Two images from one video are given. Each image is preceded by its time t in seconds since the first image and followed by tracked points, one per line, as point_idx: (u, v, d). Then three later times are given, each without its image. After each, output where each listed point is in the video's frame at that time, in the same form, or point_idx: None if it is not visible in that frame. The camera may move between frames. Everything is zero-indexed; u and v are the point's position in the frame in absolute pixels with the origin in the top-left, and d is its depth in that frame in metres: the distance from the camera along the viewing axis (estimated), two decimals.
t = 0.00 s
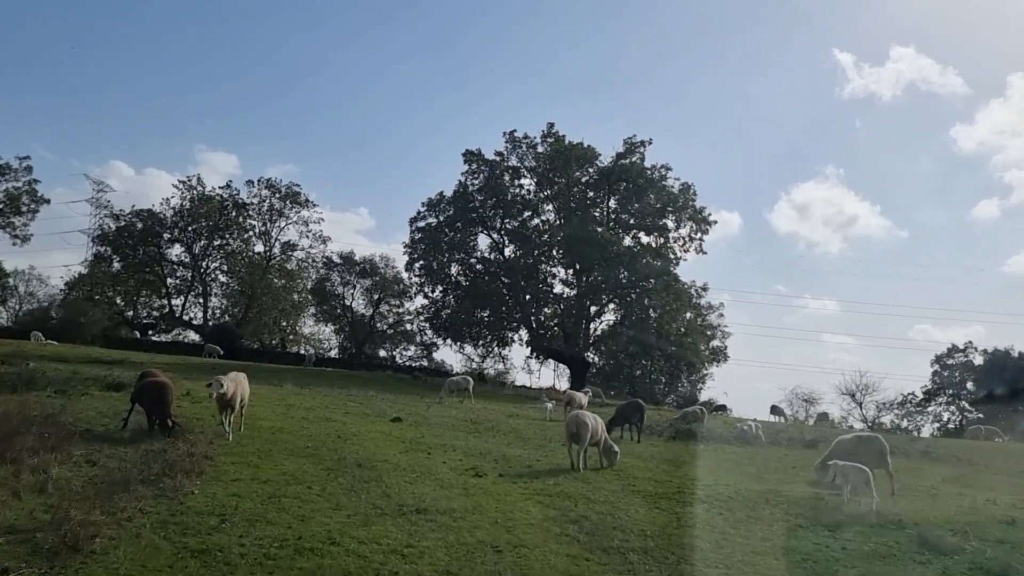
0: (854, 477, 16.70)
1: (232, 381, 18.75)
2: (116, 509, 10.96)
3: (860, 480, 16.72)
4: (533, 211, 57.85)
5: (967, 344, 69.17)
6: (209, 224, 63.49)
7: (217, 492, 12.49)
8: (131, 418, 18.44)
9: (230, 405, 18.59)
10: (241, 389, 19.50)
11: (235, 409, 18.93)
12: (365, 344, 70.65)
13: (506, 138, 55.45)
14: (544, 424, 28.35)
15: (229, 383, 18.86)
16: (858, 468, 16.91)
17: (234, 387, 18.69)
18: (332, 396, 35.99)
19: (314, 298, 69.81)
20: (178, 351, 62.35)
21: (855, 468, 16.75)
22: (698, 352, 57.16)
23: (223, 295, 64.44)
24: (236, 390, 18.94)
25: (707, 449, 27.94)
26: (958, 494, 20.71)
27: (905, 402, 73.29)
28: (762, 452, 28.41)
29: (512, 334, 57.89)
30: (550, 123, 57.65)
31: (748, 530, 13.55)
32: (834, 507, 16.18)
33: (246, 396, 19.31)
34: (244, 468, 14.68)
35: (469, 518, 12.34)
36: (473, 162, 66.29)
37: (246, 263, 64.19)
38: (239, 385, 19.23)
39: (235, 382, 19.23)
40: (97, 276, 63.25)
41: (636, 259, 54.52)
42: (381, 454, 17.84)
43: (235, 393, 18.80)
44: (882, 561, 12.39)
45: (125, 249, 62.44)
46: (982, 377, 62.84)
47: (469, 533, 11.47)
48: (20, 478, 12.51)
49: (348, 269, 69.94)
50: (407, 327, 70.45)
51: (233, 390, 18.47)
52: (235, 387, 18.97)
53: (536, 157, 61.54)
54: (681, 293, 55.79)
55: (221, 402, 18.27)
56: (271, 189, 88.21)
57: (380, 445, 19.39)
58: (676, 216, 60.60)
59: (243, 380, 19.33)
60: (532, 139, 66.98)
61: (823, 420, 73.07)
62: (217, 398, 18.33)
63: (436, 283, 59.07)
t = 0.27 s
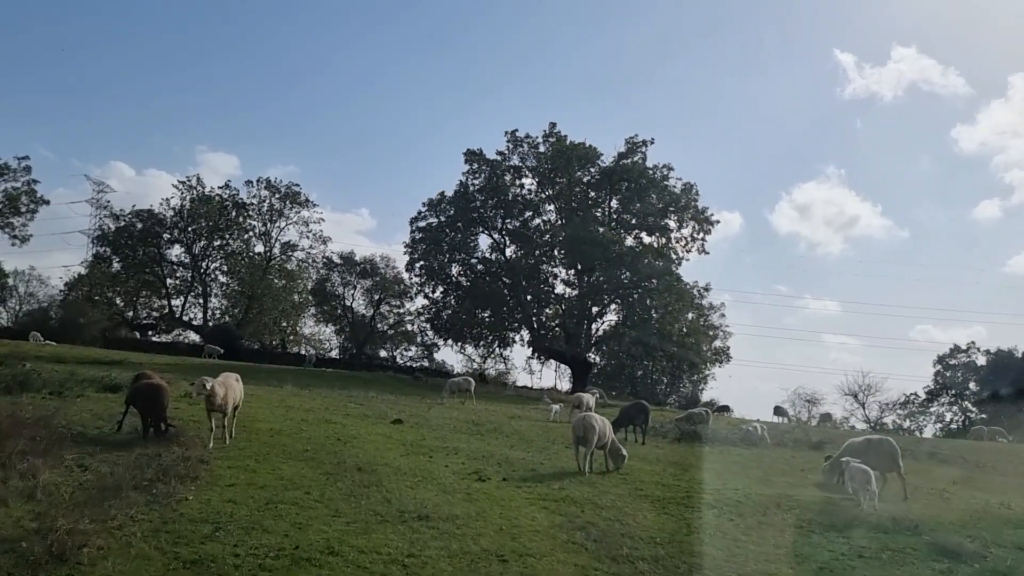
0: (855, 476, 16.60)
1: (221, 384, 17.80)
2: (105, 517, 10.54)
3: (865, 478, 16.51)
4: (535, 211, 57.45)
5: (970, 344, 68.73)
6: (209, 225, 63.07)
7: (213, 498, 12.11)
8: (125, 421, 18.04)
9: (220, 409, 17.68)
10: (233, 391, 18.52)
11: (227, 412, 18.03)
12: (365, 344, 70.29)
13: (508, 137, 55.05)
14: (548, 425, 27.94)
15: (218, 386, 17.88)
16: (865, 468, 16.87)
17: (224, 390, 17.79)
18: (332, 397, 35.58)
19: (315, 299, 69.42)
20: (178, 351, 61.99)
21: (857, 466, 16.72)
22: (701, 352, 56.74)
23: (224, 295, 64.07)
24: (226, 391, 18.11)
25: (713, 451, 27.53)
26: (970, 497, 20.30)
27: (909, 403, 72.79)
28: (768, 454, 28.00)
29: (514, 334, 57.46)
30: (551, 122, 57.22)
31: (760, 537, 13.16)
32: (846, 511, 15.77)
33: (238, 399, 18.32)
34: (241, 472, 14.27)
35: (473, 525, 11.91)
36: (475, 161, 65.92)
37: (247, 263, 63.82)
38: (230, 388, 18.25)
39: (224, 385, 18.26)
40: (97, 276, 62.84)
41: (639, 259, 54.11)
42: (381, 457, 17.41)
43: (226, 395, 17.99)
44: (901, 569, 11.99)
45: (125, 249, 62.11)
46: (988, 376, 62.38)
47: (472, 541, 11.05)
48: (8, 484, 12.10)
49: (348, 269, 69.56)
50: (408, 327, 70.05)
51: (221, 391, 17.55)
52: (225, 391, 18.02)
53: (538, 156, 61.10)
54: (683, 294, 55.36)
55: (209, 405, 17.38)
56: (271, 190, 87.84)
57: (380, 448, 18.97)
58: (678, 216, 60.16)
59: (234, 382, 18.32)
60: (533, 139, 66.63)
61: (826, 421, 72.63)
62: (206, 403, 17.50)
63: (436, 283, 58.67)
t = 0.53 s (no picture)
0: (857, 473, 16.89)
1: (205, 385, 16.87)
2: (95, 527, 10.15)
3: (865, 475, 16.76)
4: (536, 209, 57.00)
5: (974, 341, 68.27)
6: (209, 223, 62.66)
7: (207, 503, 11.71)
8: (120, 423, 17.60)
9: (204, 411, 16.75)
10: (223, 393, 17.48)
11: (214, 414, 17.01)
12: (367, 343, 69.93)
13: (509, 134, 54.55)
14: (552, 426, 27.54)
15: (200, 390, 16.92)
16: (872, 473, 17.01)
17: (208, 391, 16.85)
18: (334, 397, 35.18)
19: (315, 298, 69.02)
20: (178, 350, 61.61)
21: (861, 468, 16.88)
22: (704, 350, 56.34)
23: (224, 294, 63.69)
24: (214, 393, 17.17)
25: (718, 451, 27.12)
26: (982, 500, 19.91)
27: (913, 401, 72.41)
28: (774, 455, 27.61)
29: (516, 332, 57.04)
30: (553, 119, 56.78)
31: (773, 544, 12.76)
32: (859, 516, 15.38)
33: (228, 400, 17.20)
34: (237, 476, 13.88)
35: (477, 533, 11.52)
36: (476, 159, 65.47)
37: (247, 261, 63.42)
38: (218, 389, 17.26)
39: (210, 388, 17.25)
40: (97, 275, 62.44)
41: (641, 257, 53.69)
42: (382, 460, 17.00)
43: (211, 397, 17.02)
44: None
45: (125, 247, 61.72)
46: (992, 374, 61.96)
47: (477, 550, 10.65)
48: None
49: (349, 268, 69.17)
50: (409, 326, 69.68)
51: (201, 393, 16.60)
52: (213, 392, 17.09)
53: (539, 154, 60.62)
54: (686, 292, 54.95)
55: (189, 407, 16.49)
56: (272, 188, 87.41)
57: (381, 450, 18.56)
58: (681, 214, 59.70)
59: (221, 383, 17.28)
60: (534, 136, 66.18)
61: (829, 419, 72.25)
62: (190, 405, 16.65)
63: (438, 281, 58.26)
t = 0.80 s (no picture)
0: (862, 471, 17.95)
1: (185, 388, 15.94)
2: (81, 536, 9.73)
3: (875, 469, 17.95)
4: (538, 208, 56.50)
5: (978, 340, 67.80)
6: (209, 222, 62.22)
7: (199, 509, 11.26)
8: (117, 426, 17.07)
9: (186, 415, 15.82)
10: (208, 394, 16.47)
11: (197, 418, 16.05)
12: (367, 342, 69.49)
13: (510, 132, 54.08)
14: (554, 426, 27.08)
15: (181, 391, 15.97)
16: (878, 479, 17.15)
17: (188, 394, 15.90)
18: (333, 397, 34.76)
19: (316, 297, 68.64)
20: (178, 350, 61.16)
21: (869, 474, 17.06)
22: (707, 349, 55.89)
23: (224, 292, 63.25)
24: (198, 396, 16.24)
25: (723, 452, 26.69)
26: (994, 503, 19.46)
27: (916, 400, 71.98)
28: (781, 456, 27.17)
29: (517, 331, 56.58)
30: (555, 117, 56.27)
31: (787, 551, 12.30)
32: (873, 520, 14.94)
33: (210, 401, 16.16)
34: (231, 481, 13.43)
35: (480, 540, 11.09)
36: (476, 157, 64.99)
37: (247, 260, 62.98)
38: (199, 391, 16.27)
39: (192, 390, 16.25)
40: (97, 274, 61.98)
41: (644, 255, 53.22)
42: (381, 462, 16.55)
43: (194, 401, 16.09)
44: None
45: (125, 246, 61.28)
46: (996, 374, 61.51)
47: (479, 558, 10.22)
48: None
49: (349, 266, 68.71)
50: (410, 325, 69.23)
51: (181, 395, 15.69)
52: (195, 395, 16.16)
53: (540, 152, 60.10)
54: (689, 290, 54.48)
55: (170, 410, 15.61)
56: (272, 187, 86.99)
57: (380, 452, 18.09)
58: (683, 212, 59.23)
59: (203, 384, 16.32)
60: (536, 134, 65.70)
61: (832, 418, 71.80)
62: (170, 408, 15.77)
63: (438, 280, 57.78)
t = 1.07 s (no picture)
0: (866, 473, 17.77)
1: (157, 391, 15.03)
2: (62, 547, 9.28)
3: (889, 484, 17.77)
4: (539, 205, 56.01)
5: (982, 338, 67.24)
6: (209, 220, 61.81)
7: (189, 517, 10.81)
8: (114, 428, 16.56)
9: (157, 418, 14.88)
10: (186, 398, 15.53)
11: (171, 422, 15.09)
12: (367, 341, 69.05)
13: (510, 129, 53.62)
14: (557, 427, 26.62)
15: (153, 392, 15.11)
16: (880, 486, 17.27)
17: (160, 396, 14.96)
18: (333, 397, 34.31)
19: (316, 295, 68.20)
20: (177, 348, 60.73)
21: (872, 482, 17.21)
22: (709, 348, 55.42)
23: (224, 291, 62.83)
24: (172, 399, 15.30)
25: (728, 454, 26.21)
26: (1007, 507, 18.98)
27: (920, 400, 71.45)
28: (786, 457, 26.70)
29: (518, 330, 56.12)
30: (556, 114, 55.75)
31: (799, 559, 11.84)
32: (885, 527, 14.48)
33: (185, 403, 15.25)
34: (224, 485, 12.99)
35: (481, 548, 10.64)
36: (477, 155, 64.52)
37: (247, 258, 62.54)
38: (174, 394, 15.34)
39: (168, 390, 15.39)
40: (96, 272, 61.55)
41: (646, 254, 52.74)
42: (379, 465, 16.10)
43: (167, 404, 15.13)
44: None
45: (124, 244, 60.86)
46: (999, 374, 60.98)
47: (480, 569, 9.77)
48: None
49: (349, 265, 68.28)
50: (410, 324, 68.78)
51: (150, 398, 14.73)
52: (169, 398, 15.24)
53: (541, 149, 59.62)
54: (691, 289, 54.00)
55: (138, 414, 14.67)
56: (272, 185, 86.51)
57: (379, 455, 17.63)
58: (685, 210, 58.73)
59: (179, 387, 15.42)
60: (537, 131, 65.20)
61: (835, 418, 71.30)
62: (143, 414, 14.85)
63: (439, 278, 57.33)
